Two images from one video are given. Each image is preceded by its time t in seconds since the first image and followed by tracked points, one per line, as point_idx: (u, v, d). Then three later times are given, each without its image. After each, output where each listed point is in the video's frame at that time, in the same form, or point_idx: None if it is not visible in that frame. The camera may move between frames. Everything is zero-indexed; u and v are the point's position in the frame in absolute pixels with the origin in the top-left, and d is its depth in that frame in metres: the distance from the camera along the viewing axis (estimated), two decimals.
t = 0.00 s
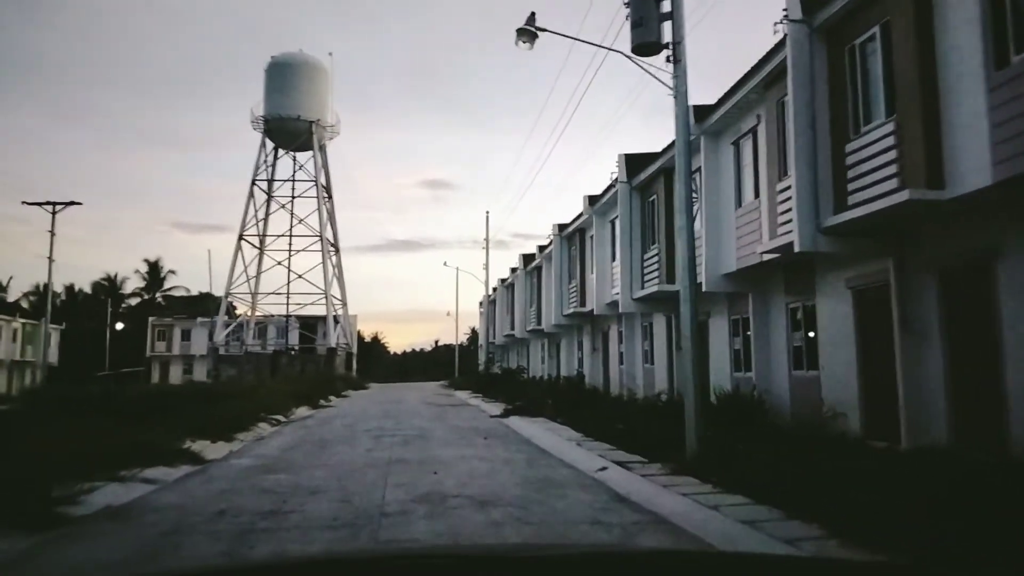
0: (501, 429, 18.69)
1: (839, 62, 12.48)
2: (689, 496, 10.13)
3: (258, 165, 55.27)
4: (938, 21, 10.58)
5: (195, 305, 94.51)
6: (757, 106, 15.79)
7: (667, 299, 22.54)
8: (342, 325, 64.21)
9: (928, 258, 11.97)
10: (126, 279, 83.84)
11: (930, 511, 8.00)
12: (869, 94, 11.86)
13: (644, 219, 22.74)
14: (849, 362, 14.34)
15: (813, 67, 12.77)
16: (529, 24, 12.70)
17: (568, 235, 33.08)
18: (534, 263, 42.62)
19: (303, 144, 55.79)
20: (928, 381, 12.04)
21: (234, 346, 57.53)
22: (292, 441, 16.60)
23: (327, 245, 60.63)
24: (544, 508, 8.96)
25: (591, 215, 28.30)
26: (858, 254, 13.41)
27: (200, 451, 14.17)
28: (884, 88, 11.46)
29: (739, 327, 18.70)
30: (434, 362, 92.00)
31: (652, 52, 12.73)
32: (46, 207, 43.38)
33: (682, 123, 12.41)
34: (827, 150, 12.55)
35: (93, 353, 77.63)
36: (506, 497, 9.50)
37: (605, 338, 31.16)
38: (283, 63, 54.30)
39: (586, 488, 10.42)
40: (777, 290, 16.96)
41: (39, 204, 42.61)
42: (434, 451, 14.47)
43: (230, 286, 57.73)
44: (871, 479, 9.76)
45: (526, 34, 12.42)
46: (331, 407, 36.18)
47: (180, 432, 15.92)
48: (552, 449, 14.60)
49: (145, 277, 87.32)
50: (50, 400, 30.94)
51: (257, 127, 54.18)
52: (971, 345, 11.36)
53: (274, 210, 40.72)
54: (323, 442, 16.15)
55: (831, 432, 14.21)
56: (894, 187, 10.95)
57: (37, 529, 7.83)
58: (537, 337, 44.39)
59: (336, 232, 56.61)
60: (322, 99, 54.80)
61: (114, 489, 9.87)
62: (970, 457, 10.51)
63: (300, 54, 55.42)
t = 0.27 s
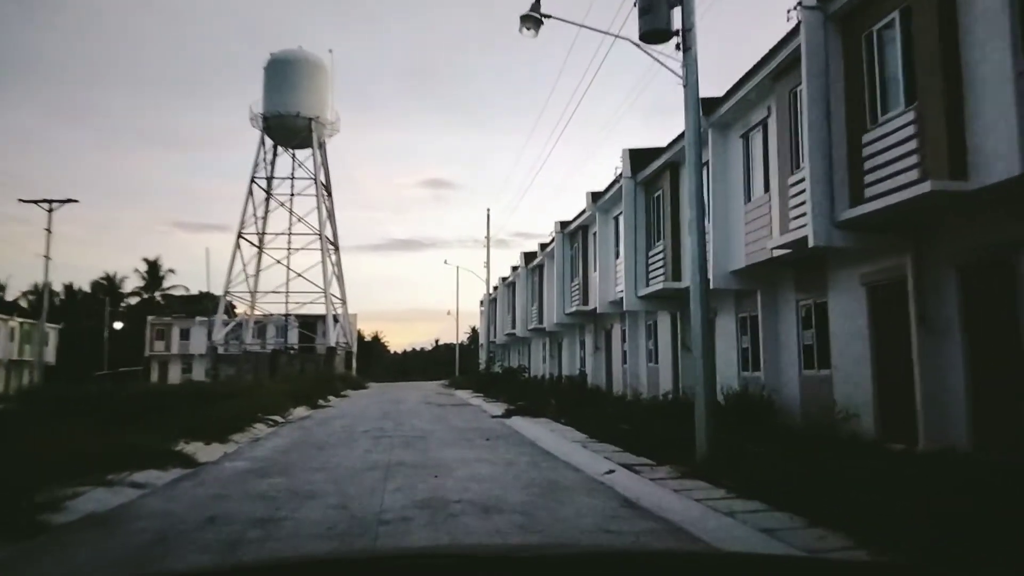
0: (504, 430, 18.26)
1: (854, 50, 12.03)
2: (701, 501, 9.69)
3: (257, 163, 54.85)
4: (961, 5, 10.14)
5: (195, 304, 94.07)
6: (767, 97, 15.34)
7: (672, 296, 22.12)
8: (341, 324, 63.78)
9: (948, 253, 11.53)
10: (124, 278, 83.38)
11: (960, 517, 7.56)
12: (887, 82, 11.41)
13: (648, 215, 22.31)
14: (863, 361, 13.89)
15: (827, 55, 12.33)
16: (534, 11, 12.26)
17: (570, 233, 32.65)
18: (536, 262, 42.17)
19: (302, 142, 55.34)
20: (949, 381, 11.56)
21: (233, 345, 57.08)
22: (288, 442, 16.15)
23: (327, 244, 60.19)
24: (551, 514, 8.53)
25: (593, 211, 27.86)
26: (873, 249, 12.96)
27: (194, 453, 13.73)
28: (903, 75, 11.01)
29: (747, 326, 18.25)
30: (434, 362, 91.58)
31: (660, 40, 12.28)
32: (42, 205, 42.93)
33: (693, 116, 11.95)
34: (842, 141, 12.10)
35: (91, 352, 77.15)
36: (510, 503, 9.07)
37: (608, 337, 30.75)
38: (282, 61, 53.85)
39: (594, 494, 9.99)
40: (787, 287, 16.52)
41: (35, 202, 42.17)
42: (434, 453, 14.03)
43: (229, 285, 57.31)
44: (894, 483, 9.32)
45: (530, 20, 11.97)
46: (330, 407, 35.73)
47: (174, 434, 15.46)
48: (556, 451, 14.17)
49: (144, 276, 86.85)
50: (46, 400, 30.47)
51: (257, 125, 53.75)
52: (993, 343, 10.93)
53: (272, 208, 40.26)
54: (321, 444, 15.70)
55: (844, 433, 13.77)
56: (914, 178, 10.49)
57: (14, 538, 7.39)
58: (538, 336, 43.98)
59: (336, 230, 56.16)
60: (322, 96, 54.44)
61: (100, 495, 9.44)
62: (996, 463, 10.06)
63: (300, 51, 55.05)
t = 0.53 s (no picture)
0: (507, 432, 17.80)
1: (874, 36, 11.54)
2: (718, 508, 9.19)
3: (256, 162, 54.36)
4: None
5: (194, 304, 93.57)
6: (779, 89, 14.85)
7: (679, 295, 21.66)
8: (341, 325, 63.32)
9: (972, 247, 11.04)
10: (124, 278, 82.87)
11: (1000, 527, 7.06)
12: (908, 69, 10.92)
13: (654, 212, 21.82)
14: (879, 360, 13.41)
15: (844, 43, 11.84)
16: None
17: (573, 231, 32.19)
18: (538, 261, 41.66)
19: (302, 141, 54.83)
20: (974, 383, 11.05)
21: (233, 345, 56.61)
22: (285, 445, 15.66)
23: (327, 243, 59.70)
24: (561, 523, 8.08)
25: (597, 209, 27.38)
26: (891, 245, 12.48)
27: (187, 457, 13.23)
28: (926, 62, 10.52)
29: (757, 325, 17.76)
30: (435, 362, 91.07)
31: (671, 27, 11.79)
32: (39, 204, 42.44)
33: (704, 107, 11.46)
34: (861, 132, 11.61)
35: (90, 353, 76.64)
36: (517, 511, 8.59)
37: (611, 337, 30.26)
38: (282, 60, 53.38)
39: (604, 501, 9.53)
40: (799, 285, 16.02)
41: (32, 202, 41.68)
42: (436, 456, 13.54)
43: (228, 284, 56.82)
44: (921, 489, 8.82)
45: (536, 6, 11.48)
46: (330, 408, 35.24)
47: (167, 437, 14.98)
48: (562, 455, 13.68)
49: (144, 276, 86.36)
50: (41, 401, 29.96)
51: (256, 123, 53.25)
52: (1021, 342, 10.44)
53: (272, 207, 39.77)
54: (319, 447, 15.23)
55: (859, 436, 13.29)
56: (938, 169, 10.00)
57: None
58: (540, 336, 43.52)
59: (336, 230, 55.66)
60: (322, 95, 53.98)
61: (85, 503, 8.96)
62: None
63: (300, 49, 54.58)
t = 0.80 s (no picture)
0: (512, 436, 17.23)
1: (899, 22, 10.99)
2: (740, 520, 8.64)
3: (258, 162, 53.94)
4: None
5: (197, 305, 93.21)
6: (796, 79, 14.31)
7: (688, 295, 21.08)
8: (344, 326, 62.88)
9: (1004, 243, 10.49)
10: (126, 279, 82.48)
11: None
12: (936, 55, 10.37)
13: (664, 209, 21.27)
14: (901, 362, 12.86)
15: (867, 29, 11.30)
16: None
17: (578, 230, 31.57)
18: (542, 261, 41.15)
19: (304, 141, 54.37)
20: (1006, 385, 10.51)
21: (234, 346, 56.13)
22: (283, 449, 15.13)
23: (329, 244, 59.26)
24: (573, 536, 7.54)
25: (604, 207, 26.80)
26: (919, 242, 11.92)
27: (179, 461, 12.66)
28: (955, 47, 9.98)
29: (770, 325, 17.22)
30: (438, 364, 90.64)
31: (685, 12, 11.25)
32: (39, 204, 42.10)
33: (721, 95, 10.89)
34: (886, 123, 11.06)
35: (92, 354, 76.24)
36: (525, 522, 8.06)
37: (618, 338, 29.74)
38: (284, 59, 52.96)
39: (617, 512, 8.98)
40: (815, 284, 15.48)
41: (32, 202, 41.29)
42: (439, 462, 13.00)
43: (230, 285, 56.38)
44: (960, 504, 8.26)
45: None
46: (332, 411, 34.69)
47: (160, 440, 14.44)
48: (571, 460, 13.13)
49: (146, 277, 85.99)
50: (38, 403, 29.51)
51: (258, 123, 52.82)
52: None
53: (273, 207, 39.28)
54: (317, 451, 14.69)
55: (881, 441, 12.75)
56: (970, 159, 9.46)
57: None
58: (544, 337, 42.90)
59: (339, 230, 55.18)
60: (324, 94, 53.50)
61: (67, 513, 8.43)
62: None
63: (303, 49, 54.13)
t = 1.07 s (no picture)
0: (515, 437, 16.75)
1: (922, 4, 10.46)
2: (759, 528, 8.13)
3: (257, 159, 53.43)
4: None
5: (196, 305, 92.70)
6: (810, 67, 13.78)
7: (695, 292, 20.59)
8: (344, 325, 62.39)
9: None
10: (124, 279, 82.00)
11: None
12: (962, 38, 9.85)
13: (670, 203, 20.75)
14: (921, 361, 12.35)
15: (888, 11, 10.77)
16: None
17: (581, 227, 31.05)
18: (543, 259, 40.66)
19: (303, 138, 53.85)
20: None
21: (233, 346, 55.66)
22: (277, 451, 14.61)
23: (329, 242, 58.77)
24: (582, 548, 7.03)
25: (607, 203, 26.29)
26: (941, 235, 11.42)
27: (167, 465, 12.12)
28: (984, 29, 9.46)
29: (781, 323, 16.71)
30: (438, 363, 90.17)
31: None
32: (35, 202, 41.61)
33: (735, 80, 10.37)
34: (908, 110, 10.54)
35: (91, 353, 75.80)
36: (531, 533, 7.55)
37: (621, 336, 29.26)
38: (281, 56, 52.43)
39: (629, 519, 8.50)
40: (829, 280, 14.97)
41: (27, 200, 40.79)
42: (439, 465, 12.48)
43: (228, 284, 55.89)
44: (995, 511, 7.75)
45: None
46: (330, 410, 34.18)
47: (151, 442, 13.94)
48: (577, 463, 12.63)
49: (145, 276, 85.49)
50: (32, 403, 29.00)
51: (256, 120, 52.31)
52: None
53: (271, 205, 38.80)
54: (314, 453, 14.20)
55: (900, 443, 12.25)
56: (1000, 146, 8.94)
57: None
58: (546, 336, 42.39)
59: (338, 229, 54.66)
60: (323, 92, 52.98)
61: (42, 523, 7.91)
62: None
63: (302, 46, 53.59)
